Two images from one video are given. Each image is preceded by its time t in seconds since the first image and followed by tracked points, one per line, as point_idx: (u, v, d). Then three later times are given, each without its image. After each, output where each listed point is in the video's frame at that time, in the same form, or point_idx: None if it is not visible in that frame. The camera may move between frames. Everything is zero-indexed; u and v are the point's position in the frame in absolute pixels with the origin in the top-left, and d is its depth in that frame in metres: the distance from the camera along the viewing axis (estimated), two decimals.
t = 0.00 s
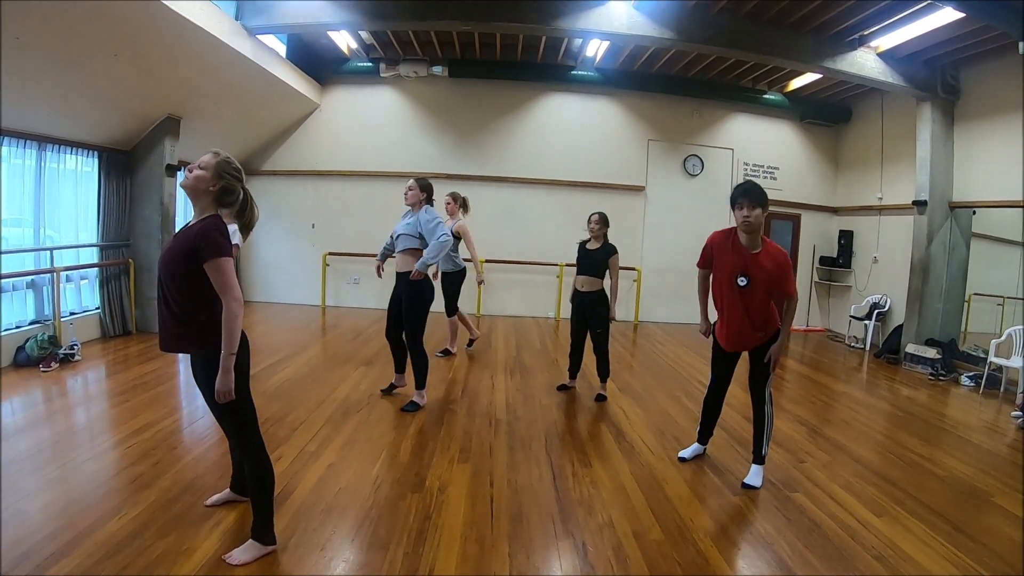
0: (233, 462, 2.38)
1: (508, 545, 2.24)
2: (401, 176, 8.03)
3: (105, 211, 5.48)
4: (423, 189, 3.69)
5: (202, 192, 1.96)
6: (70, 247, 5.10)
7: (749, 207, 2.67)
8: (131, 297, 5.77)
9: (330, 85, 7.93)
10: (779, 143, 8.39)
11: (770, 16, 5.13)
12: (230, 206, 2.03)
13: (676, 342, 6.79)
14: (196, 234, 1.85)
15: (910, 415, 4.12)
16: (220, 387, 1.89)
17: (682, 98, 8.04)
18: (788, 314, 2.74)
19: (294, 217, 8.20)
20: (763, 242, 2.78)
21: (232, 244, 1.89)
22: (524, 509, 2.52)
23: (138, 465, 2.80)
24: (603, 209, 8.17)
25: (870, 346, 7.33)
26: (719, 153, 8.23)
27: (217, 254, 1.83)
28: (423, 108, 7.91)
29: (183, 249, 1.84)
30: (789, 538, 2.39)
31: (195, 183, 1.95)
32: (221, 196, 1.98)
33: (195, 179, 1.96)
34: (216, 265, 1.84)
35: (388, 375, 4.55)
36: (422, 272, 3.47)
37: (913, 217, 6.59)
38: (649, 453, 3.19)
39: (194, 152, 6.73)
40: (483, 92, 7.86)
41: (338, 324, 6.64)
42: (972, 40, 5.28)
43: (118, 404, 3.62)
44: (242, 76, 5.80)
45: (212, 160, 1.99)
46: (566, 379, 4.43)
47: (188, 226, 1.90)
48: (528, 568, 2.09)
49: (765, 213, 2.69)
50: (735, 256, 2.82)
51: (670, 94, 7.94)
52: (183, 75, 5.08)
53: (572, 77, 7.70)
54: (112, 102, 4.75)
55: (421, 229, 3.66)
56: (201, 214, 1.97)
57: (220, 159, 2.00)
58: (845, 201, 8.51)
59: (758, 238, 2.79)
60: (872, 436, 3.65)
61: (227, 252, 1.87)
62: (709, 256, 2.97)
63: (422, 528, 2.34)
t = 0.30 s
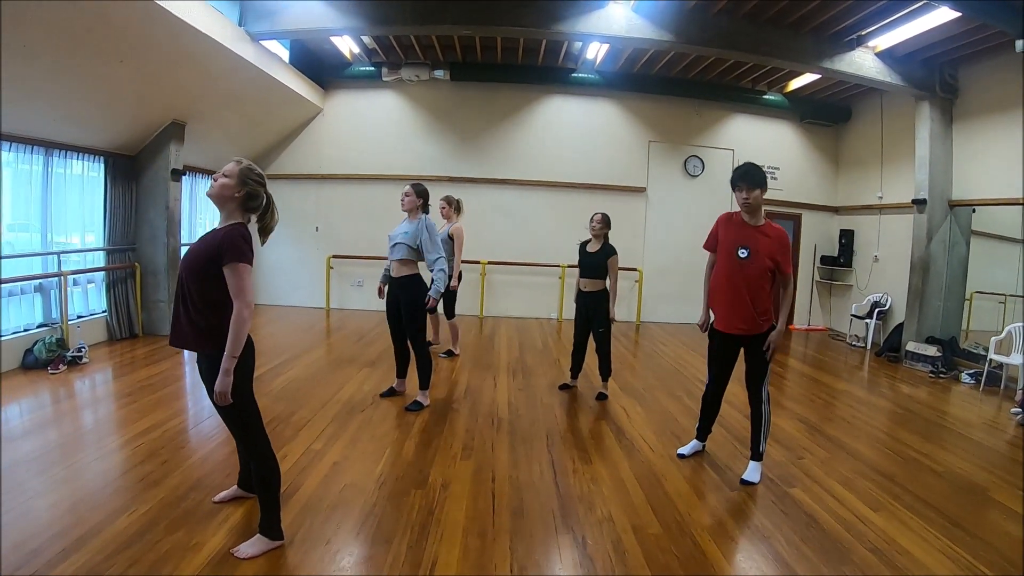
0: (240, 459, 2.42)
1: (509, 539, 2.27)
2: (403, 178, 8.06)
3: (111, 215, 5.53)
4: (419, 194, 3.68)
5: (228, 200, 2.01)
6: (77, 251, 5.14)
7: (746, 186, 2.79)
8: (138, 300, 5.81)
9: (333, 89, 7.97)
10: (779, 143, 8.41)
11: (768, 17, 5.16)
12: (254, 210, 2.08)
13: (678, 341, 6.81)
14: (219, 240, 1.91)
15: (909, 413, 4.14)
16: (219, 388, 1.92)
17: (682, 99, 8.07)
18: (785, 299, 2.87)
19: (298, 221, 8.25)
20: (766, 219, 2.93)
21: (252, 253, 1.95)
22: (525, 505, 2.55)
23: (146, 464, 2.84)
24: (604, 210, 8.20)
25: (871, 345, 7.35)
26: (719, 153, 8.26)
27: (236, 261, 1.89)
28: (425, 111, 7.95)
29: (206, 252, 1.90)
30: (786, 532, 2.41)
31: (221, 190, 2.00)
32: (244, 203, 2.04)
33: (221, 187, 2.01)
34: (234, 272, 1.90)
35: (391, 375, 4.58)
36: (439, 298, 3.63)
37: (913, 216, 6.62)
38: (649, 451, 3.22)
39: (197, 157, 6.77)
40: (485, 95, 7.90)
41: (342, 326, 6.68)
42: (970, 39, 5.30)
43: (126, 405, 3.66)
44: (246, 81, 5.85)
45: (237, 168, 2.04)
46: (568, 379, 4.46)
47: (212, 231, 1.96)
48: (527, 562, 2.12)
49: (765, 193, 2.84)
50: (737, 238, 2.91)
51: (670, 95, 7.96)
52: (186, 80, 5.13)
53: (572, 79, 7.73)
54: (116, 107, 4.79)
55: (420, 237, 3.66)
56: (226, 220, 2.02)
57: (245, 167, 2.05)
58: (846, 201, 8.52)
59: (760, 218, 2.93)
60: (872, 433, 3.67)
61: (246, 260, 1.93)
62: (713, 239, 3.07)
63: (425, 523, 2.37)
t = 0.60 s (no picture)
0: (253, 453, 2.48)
1: (512, 528, 2.33)
2: (407, 182, 8.13)
3: (122, 219, 5.60)
4: (421, 202, 3.71)
5: (252, 208, 2.08)
6: (88, 254, 5.22)
7: (735, 189, 2.87)
8: (147, 302, 5.88)
9: (337, 95, 8.06)
10: (779, 144, 8.46)
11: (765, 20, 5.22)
12: (276, 217, 2.16)
13: (679, 341, 6.87)
14: (244, 247, 1.98)
15: (906, 410, 4.19)
16: (238, 386, 1.98)
17: (683, 101, 8.12)
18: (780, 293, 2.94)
19: (303, 224, 8.33)
20: (760, 217, 3.00)
21: (276, 259, 2.03)
22: (528, 496, 2.62)
23: (160, 460, 2.90)
24: (606, 211, 8.26)
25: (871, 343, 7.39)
26: (719, 154, 8.31)
27: (260, 267, 1.97)
28: (428, 116, 8.02)
29: (232, 258, 1.98)
30: (781, 522, 2.47)
31: (244, 199, 2.07)
32: (267, 210, 2.11)
33: (244, 196, 2.08)
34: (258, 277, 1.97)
35: (396, 375, 4.64)
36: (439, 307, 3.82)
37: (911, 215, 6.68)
38: (649, 445, 3.28)
39: (204, 162, 6.84)
40: (487, 99, 7.97)
41: (348, 327, 6.74)
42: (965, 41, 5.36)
43: (138, 405, 3.73)
44: (252, 88, 5.93)
45: (258, 177, 2.11)
46: (570, 377, 4.52)
47: (237, 238, 2.03)
48: (529, 549, 2.18)
49: (755, 194, 2.91)
50: (736, 238, 2.98)
51: (669, 98, 8.03)
52: (193, 88, 5.20)
53: (574, 83, 7.77)
54: (125, 115, 4.88)
55: (421, 245, 3.69)
56: (250, 227, 2.09)
57: (266, 176, 2.13)
58: (846, 201, 8.56)
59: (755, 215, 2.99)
60: (868, 429, 3.72)
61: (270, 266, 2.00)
62: (711, 239, 3.15)
63: (431, 513, 2.43)
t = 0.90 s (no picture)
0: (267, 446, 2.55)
1: (518, 516, 2.39)
2: (412, 185, 8.20)
3: (133, 222, 5.68)
4: (422, 204, 3.75)
5: (267, 213, 2.15)
6: (101, 257, 5.30)
7: (731, 191, 2.92)
8: (158, 304, 5.96)
9: (343, 99, 8.14)
10: (779, 146, 8.51)
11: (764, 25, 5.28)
12: (289, 220, 2.22)
13: (682, 340, 6.92)
14: (262, 250, 2.05)
15: (905, 407, 4.24)
16: (260, 382, 2.05)
17: (683, 106, 8.16)
18: (779, 290, 3.00)
19: (309, 227, 8.40)
20: (756, 216, 3.06)
21: (292, 261, 2.10)
22: (534, 487, 2.68)
23: (176, 456, 2.97)
24: (609, 213, 8.32)
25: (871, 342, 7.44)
26: (720, 155, 8.36)
27: (278, 269, 2.03)
28: (432, 120, 8.09)
29: (251, 262, 2.05)
30: (776, 512, 2.51)
31: (259, 205, 2.14)
32: (282, 214, 2.18)
33: (259, 202, 2.14)
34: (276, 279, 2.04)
35: (403, 374, 4.70)
36: (440, 311, 3.70)
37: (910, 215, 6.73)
38: (651, 440, 3.34)
39: (211, 166, 6.92)
40: (491, 103, 8.04)
41: (354, 328, 6.81)
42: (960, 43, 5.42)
43: (151, 404, 3.80)
44: (260, 93, 6.02)
45: (271, 182, 2.17)
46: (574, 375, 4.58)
47: (254, 243, 2.10)
48: (534, 537, 2.24)
49: (750, 194, 2.97)
50: (734, 238, 3.03)
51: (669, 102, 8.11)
52: (202, 94, 5.28)
53: (574, 86, 7.73)
54: (134, 121, 4.96)
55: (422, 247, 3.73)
56: (265, 231, 2.16)
57: (278, 180, 2.19)
58: (846, 202, 8.60)
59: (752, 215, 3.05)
60: (867, 426, 3.78)
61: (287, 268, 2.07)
62: (709, 239, 3.20)
63: (440, 503, 2.49)
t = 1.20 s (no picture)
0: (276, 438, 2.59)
1: (522, 506, 2.44)
2: (415, 184, 8.24)
3: (140, 221, 5.73)
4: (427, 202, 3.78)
5: (273, 212, 2.19)
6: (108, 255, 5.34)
7: (728, 191, 2.97)
8: (165, 301, 6.00)
9: (346, 99, 8.18)
10: (779, 146, 8.55)
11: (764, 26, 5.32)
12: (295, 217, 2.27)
13: (683, 338, 6.97)
14: (270, 247, 2.09)
15: (903, 403, 4.28)
16: (276, 374, 2.10)
17: (685, 105, 8.20)
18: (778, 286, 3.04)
19: (313, 225, 8.45)
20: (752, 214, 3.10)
21: (300, 256, 2.14)
22: (538, 478, 2.72)
23: (186, 449, 3.01)
24: (610, 212, 8.36)
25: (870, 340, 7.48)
26: (721, 155, 8.40)
27: (287, 264, 2.08)
28: (436, 120, 8.13)
29: (260, 259, 2.10)
30: (773, 502, 2.56)
31: (265, 205, 2.18)
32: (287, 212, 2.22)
33: (265, 201, 2.19)
34: (285, 274, 2.09)
35: (407, 370, 4.75)
36: (443, 307, 3.75)
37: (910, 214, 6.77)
38: (652, 434, 3.38)
39: (216, 166, 6.96)
40: (494, 103, 8.08)
41: (358, 326, 6.85)
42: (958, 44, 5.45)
43: (159, 400, 3.84)
44: (265, 93, 6.06)
45: (275, 181, 2.22)
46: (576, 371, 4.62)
47: (262, 241, 2.14)
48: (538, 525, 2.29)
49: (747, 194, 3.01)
50: (730, 237, 3.08)
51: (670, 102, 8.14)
52: (207, 94, 5.32)
53: (578, 87, 7.81)
54: (141, 121, 5.00)
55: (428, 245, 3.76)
56: (272, 229, 2.20)
57: (281, 179, 2.23)
58: (846, 201, 8.64)
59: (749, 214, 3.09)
60: (865, 422, 3.82)
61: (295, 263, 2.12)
62: (707, 240, 3.25)
63: (446, 494, 2.53)
